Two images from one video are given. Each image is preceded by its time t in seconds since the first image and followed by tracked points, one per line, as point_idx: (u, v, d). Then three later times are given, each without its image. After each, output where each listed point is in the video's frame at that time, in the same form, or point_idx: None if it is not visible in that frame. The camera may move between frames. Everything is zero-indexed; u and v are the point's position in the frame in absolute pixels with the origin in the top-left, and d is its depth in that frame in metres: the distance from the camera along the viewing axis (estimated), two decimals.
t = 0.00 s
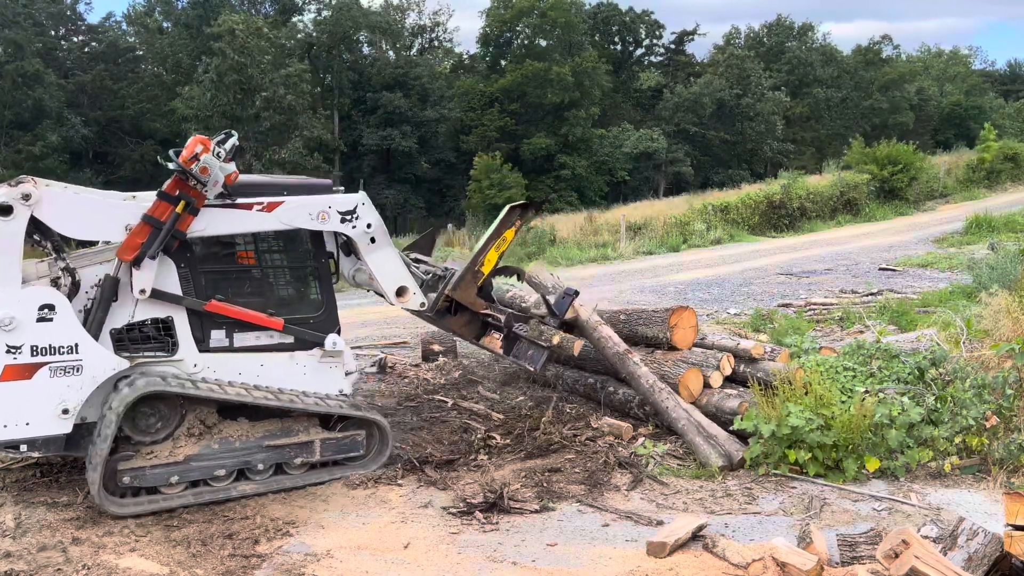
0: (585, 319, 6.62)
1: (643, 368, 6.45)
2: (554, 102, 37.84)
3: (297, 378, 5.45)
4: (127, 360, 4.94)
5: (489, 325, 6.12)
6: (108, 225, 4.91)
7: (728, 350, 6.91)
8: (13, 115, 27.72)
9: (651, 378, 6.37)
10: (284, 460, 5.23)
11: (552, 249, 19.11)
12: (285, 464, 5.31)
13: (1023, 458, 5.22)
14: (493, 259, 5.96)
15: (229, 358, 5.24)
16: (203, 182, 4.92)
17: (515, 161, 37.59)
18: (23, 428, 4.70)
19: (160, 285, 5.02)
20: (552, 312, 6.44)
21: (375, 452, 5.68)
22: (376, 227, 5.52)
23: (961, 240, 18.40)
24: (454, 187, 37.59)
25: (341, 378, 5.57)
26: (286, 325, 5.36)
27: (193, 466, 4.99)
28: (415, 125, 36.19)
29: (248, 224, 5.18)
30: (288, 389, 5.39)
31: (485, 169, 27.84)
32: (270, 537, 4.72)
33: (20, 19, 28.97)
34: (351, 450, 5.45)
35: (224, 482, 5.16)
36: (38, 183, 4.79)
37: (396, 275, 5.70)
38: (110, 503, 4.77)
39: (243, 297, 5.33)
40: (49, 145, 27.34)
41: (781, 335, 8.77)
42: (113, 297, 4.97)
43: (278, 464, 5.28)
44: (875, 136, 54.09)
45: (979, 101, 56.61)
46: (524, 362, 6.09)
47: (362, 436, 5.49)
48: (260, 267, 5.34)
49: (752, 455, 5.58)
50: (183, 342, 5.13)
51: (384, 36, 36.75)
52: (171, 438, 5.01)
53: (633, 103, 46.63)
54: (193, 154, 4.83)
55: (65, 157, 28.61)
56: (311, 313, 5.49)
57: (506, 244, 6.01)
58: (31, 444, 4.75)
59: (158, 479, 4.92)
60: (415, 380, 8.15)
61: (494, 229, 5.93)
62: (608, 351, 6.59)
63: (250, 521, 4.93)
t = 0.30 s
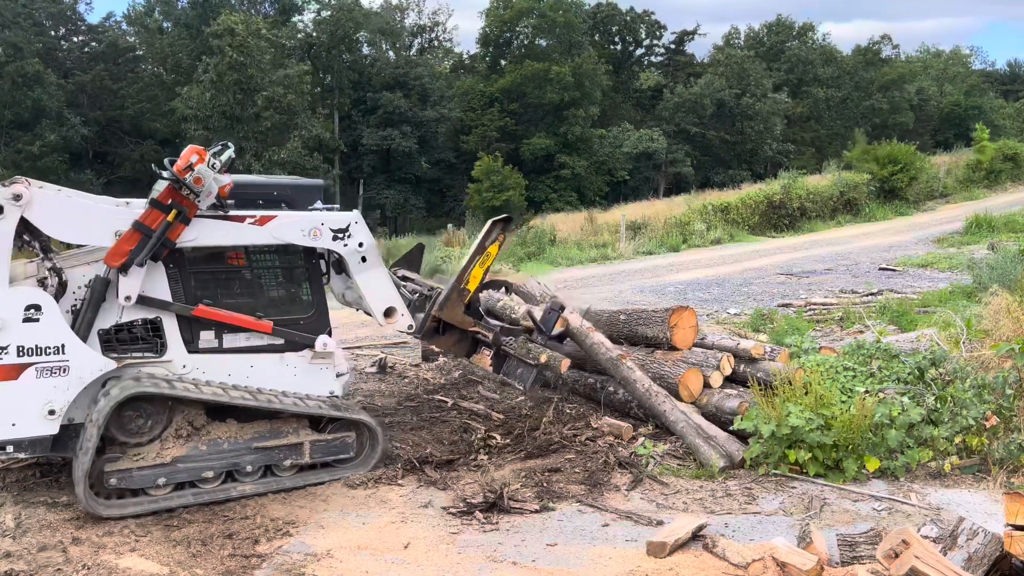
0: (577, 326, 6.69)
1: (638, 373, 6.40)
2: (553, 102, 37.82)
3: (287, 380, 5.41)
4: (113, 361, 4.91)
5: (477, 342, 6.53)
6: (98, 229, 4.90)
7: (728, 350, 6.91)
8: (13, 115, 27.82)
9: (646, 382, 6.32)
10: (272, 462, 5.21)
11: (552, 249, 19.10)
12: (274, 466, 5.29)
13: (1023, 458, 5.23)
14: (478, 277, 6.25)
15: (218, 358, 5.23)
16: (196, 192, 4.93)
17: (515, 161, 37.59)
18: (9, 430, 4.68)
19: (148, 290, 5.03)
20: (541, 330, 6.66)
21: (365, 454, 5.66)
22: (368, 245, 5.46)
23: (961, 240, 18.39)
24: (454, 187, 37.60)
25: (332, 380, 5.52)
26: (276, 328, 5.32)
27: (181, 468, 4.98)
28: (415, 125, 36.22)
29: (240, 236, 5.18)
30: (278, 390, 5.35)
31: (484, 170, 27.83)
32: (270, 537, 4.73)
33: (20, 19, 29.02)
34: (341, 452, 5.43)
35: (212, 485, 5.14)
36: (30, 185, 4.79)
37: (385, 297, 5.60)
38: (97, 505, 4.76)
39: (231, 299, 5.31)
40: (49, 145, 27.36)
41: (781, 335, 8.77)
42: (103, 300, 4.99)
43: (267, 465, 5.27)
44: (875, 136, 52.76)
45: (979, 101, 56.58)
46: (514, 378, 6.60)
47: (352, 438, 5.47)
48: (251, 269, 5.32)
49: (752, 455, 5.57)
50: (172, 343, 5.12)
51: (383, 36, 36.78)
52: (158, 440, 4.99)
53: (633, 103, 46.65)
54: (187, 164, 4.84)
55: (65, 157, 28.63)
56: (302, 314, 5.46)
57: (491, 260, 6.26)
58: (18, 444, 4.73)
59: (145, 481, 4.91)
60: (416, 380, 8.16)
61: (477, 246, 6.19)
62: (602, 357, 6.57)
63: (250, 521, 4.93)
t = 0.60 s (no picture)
0: (567, 332, 6.77)
1: (631, 377, 6.46)
2: (553, 101, 37.84)
3: (278, 381, 5.37)
4: (101, 362, 4.88)
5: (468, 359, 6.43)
6: (88, 236, 4.85)
7: (729, 350, 6.92)
8: (13, 115, 27.82)
9: (641, 387, 6.36)
10: (262, 464, 5.18)
11: (552, 249, 19.09)
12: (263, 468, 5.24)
13: (1023, 458, 5.23)
14: (463, 294, 6.14)
15: (208, 359, 5.19)
16: (190, 203, 4.88)
17: (515, 161, 37.61)
18: None
19: (136, 297, 4.99)
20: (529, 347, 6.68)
21: (355, 457, 5.60)
22: (360, 265, 5.47)
23: (961, 240, 18.38)
24: (454, 187, 37.64)
25: (324, 382, 5.49)
26: (266, 330, 5.30)
27: (169, 470, 4.94)
28: (415, 125, 36.23)
29: (232, 250, 5.14)
30: (269, 392, 5.32)
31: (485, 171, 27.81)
32: (270, 537, 4.72)
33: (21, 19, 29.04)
34: (331, 455, 5.37)
35: (200, 487, 5.09)
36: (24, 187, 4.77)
37: (375, 317, 5.62)
38: (83, 506, 4.72)
39: (221, 298, 5.29)
40: (49, 145, 27.39)
41: (781, 335, 8.77)
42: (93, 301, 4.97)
43: (256, 467, 5.23)
44: (875, 136, 53.22)
45: (978, 101, 56.60)
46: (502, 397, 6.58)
47: (343, 440, 5.41)
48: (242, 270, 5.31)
49: (752, 455, 5.57)
50: (161, 344, 5.09)
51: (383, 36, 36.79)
52: (145, 441, 4.95)
53: (633, 103, 46.68)
54: (183, 173, 4.81)
55: (65, 157, 28.64)
56: (293, 315, 5.42)
57: (476, 276, 6.13)
58: (5, 445, 4.70)
59: (133, 483, 4.85)
60: (416, 380, 8.17)
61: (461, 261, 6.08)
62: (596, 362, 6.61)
63: (250, 521, 4.93)
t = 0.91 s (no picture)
0: (556, 338, 6.93)
1: (626, 381, 6.54)
2: (553, 101, 37.83)
3: (269, 382, 5.35)
4: (90, 362, 4.86)
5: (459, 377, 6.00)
6: (81, 241, 4.78)
7: (729, 350, 6.94)
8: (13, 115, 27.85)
9: (636, 391, 6.41)
10: (252, 465, 5.10)
11: (552, 248, 19.08)
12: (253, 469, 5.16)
13: (1023, 457, 5.22)
14: (448, 311, 5.80)
15: (198, 360, 5.16)
16: (185, 214, 4.86)
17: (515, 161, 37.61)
18: None
19: (123, 305, 4.95)
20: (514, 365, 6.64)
21: (346, 459, 5.53)
22: (352, 285, 5.41)
23: (961, 240, 18.37)
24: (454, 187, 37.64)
25: (316, 383, 5.46)
26: (256, 334, 5.27)
27: (158, 472, 4.87)
28: (415, 125, 36.25)
29: (223, 262, 5.13)
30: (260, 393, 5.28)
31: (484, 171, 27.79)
32: (270, 537, 4.72)
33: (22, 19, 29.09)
34: (323, 457, 5.28)
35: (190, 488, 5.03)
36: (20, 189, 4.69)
37: (364, 337, 5.52)
38: (70, 507, 4.67)
39: (212, 299, 5.26)
40: (49, 145, 27.42)
41: (781, 335, 8.77)
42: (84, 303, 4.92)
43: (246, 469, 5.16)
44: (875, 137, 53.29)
45: (979, 101, 56.54)
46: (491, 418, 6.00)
47: (334, 442, 5.32)
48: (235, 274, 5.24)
49: (752, 454, 5.57)
50: (152, 346, 5.07)
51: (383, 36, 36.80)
52: (134, 442, 4.87)
53: (633, 102, 46.67)
54: (179, 185, 4.80)
55: (66, 158, 28.68)
56: (285, 316, 5.43)
57: (459, 292, 5.84)
58: None
59: (121, 485, 4.79)
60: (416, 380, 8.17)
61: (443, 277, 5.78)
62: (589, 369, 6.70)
63: (251, 521, 4.93)
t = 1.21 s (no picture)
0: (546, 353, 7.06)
1: (619, 390, 6.47)
2: (553, 101, 37.84)
3: (260, 383, 5.34)
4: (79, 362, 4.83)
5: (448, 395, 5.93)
6: (73, 245, 4.77)
7: (729, 351, 6.97)
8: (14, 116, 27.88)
9: (630, 397, 6.35)
10: (242, 467, 5.09)
11: (553, 248, 19.09)
12: (243, 472, 5.15)
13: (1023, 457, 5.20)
14: (437, 329, 5.76)
15: (188, 361, 5.14)
16: (179, 223, 4.83)
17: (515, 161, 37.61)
18: None
19: (112, 309, 4.92)
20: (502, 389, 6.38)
21: (337, 461, 5.51)
22: (343, 302, 5.42)
23: (961, 240, 18.37)
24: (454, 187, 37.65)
25: (307, 385, 5.46)
26: (246, 335, 5.27)
27: (146, 473, 4.85)
28: (415, 125, 36.21)
29: (215, 273, 5.11)
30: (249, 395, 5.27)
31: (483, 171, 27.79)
32: (270, 537, 4.73)
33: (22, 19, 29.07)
34: (313, 459, 5.27)
35: (180, 490, 5.02)
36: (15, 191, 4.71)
37: (353, 354, 5.56)
38: (56, 508, 4.66)
39: (205, 299, 5.21)
40: (50, 146, 27.45)
41: (780, 335, 8.77)
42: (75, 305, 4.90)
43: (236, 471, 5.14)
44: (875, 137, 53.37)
45: (979, 101, 56.55)
46: (479, 438, 5.91)
47: (325, 444, 5.31)
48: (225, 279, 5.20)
49: (752, 454, 5.58)
50: (141, 346, 5.04)
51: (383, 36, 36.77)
52: (122, 443, 4.86)
53: (633, 102, 46.68)
54: (175, 194, 4.77)
55: (66, 158, 28.71)
56: (276, 317, 5.39)
57: (449, 310, 5.78)
58: None
59: (109, 485, 4.77)
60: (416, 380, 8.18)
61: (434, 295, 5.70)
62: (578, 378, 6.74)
63: (250, 520, 4.93)
